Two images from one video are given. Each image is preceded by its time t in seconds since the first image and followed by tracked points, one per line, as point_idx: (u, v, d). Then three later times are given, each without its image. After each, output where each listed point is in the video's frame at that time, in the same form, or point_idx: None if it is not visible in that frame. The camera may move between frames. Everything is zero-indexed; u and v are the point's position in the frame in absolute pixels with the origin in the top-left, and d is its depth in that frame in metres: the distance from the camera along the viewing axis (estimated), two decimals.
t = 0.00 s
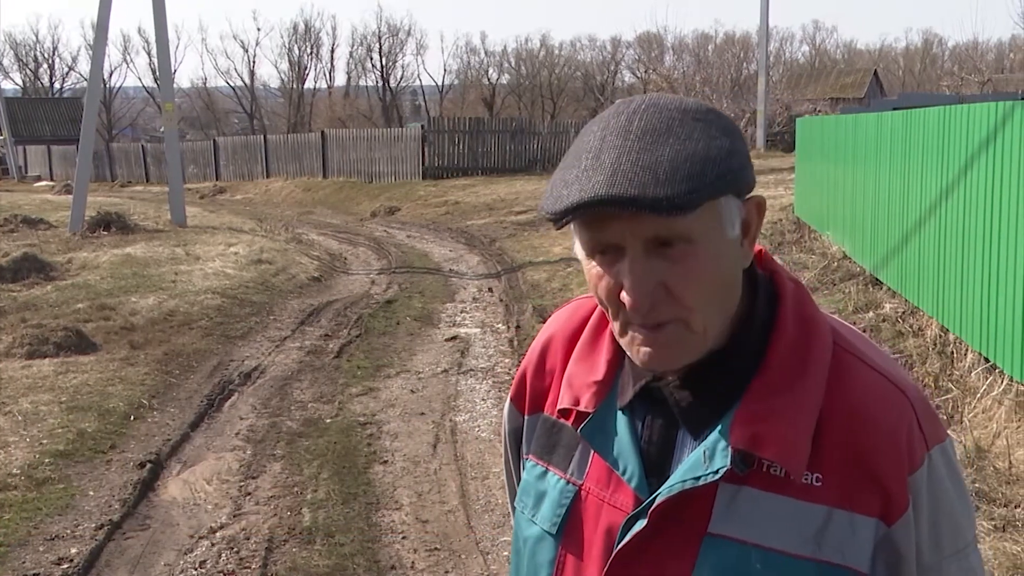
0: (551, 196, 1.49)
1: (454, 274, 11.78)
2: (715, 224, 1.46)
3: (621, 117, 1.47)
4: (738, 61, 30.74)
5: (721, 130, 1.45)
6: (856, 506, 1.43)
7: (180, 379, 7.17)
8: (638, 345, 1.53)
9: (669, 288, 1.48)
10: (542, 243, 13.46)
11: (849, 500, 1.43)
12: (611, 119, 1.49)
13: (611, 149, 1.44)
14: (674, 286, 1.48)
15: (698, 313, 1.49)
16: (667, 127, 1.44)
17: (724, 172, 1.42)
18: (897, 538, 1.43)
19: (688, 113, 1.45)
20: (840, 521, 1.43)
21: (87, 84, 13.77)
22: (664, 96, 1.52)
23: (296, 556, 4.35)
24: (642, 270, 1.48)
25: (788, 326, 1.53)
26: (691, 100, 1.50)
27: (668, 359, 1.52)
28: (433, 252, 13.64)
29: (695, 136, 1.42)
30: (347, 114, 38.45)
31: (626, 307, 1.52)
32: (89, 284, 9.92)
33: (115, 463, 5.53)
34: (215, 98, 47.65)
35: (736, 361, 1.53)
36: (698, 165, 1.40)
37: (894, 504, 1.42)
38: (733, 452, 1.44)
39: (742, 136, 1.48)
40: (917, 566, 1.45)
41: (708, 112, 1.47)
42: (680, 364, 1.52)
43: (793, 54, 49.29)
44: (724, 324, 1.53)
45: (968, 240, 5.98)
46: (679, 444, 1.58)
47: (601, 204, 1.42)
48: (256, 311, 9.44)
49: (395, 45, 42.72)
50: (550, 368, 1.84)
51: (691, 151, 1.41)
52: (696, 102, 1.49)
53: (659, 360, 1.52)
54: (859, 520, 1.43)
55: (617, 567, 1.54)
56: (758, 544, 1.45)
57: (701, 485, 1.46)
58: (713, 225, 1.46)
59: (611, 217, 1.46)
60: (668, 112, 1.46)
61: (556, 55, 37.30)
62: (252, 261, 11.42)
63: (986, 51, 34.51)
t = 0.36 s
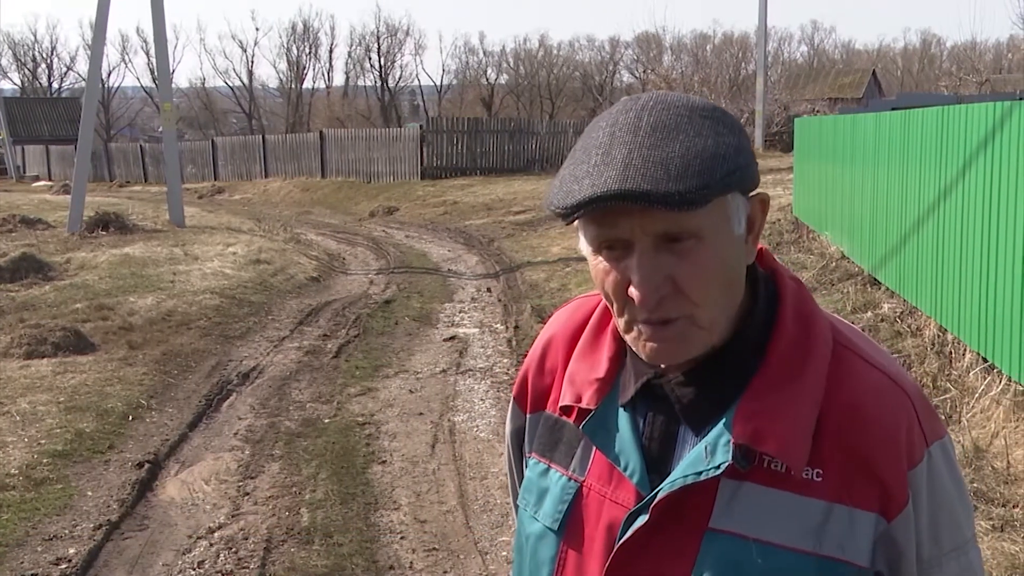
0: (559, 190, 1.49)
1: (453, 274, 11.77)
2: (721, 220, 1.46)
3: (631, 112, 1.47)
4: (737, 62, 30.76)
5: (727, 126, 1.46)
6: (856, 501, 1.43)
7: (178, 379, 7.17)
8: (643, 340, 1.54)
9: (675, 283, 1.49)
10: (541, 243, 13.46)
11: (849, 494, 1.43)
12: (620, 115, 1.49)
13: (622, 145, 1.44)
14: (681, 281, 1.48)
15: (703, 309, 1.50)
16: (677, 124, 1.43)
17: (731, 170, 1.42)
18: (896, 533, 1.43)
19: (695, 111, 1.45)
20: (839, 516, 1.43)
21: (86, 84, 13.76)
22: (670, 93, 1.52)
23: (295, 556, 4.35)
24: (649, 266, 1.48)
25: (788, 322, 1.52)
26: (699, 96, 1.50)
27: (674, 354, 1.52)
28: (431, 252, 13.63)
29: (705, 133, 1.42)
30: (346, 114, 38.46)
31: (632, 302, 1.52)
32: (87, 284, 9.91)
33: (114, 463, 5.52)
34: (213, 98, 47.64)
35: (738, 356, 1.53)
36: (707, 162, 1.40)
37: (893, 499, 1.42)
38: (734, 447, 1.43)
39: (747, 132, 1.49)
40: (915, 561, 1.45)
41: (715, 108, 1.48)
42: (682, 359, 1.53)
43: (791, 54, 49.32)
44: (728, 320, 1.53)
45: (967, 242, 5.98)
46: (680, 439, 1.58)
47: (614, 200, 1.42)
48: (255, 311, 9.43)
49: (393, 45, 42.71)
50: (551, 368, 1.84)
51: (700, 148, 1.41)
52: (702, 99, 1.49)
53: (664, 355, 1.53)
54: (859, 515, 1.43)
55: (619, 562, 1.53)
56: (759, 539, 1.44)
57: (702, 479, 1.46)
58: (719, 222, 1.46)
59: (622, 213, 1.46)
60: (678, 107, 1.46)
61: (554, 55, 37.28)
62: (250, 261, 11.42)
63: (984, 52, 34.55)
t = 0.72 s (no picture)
0: (549, 188, 1.50)
1: (450, 274, 11.77)
2: (711, 218, 1.46)
3: (622, 112, 1.47)
4: (733, 62, 30.78)
5: (720, 127, 1.45)
6: (852, 492, 1.43)
7: (175, 379, 7.16)
8: (633, 335, 1.54)
9: (661, 280, 1.48)
10: (538, 243, 13.46)
11: (845, 486, 1.43)
12: (613, 114, 1.49)
13: (609, 145, 1.44)
14: (667, 279, 1.48)
15: (690, 306, 1.50)
16: (667, 124, 1.44)
17: (719, 169, 1.42)
18: (891, 525, 1.44)
19: (688, 111, 1.45)
20: (835, 507, 1.43)
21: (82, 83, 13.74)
22: (668, 93, 1.52)
23: (292, 556, 4.35)
24: (636, 262, 1.48)
25: (785, 317, 1.53)
26: (696, 97, 1.50)
27: (661, 350, 1.52)
28: (428, 252, 13.63)
29: (693, 135, 1.42)
30: (343, 114, 38.44)
31: (620, 298, 1.52)
32: (84, 284, 9.91)
33: (111, 463, 5.52)
34: (210, 99, 47.62)
35: (732, 352, 1.53)
36: (693, 163, 1.40)
37: (888, 491, 1.42)
38: (731, 438, 1.44)
39: (742, 134, 1.48)
40: (909, 554, 1.45)
41: (711, 109, 1.47)
42: (673, 355, 1.53)
43: (788, 54, 49.40)
44: (719, 317, 1.53)
45: (963, 242, 6.00)
46: (679, 432, 1.58)
47: (596, 200, 1.43)
48: (251, 312, 9.42)
49: (390, 44, 42.71)
50: (552, 366, 1.84)
51: (686, 149, 1.41)
52: (699, 99, 1.49)
53: (652, 350, 1.53)
54: (854, 506, 1.43)
55: (617, 551, 1.53)
56: (755, 529, 1.44)
57: (699, 469, 1.46)
58: (709, 219, 1.46)
59: (607, 211, 1.46)
60: (670, 108, 1.46)
61: (551, 55, 37.29)
62: (247, 261, 11.41)
63: (979, 52, 34.63)
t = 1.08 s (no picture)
0: (541, 197, 1.50)
1: (447, 274, 11.77)
2: (705, 225, 1.46)
3: (617, 118, 1.47)
4: (730, 62, 30.83)
5: (716, 134, 1.44)
6: (849, 498, 1.43)
7: (172, 379, 7.16)
8: (626, 341, 1.55)
9: (653, 288, 1.49)
10: (534, 243, 13.47)
11: (841, 491, 1.44)
12: (607, 120, 1.49)
13: (601, 154, 1.44)
14: (659, 286, 1.48)
15: (684, 314, 1.50)
16: (659, 132, 1.44)
17: (711, 179, 1.42)
18: (888, 530, 1.44)
19: (683, 118, 1.45)
20: (832, 513, 1.43)
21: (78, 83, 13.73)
22: (666, 97, 1.51)
23: (288, 557, 4.35)
24: (627, 270, 1.49)
25: (782, 319, 1.53)
26: (693, 101, 1.49)
27: (655, 356, 1.52)
28: (425, 252, 13.63)
29: (686, 146, 1.42)
30: (339, 114, 38.42)
31: (613, 304, 1.53)
32: (80, 284, 9.89)
33: (107, 463, 5.52)
34: (207, 98, 47.55)
35: (727, 358, 1.54)
36: (683, 174, 1.40)
37: (887, 496, 1.43)
38: (728, 445, 1.44)
39: (740, 139, 1.47)
40: (906, 559, 1.46)
41: (707, 113, 1.46)
42: (667, 360, 1.53)
43: (784, 55, 49.47)
44: (713, 323, 1.53)
45: (959, 244, 6.01)
46: (675, 437, 1.58)
47: (584, 212, 1.43)
48: (248, 312, 9.42)
49: (387, 45, 42.69)
50: (548, 368, 1.85)
51: (678, 160, 1.41)
52: (696, 104, 1.48)
53: (645, 355, 1.53)
54: (851, 511, 1.43)
55: (613, 557, 1.54)
56: (752, 535, 1.45)
57: (697, 476, 1.46)
58: (701, 228, 1.46)
59: (598, 221, 1.46)
60: (664, 116, 1.45)
61: (548, 55, 37.34)
62: (244, 261, 11.40)
63: (975, 53, 34.74)
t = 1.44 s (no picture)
0: (523, 199, 1.51)
1: (444, 274, 11.77)
2: (685, 228, 1.46)
3: (598, 120, 1.48)
4: (727, 62, 30.87)
5: (697, 136, 1.44)
6: (836, 497, 1.43)
7: (168, 379, 7.16)
8: (610, 340, 1.55)
9: (635, 290, 1.49)
10: (532, 243, 13.47)
11: (830, 490, 1.44)
12: (589, 122, 1.50)
13: (581, 156, 1.45)
14: (640, 288, 1.49)
15: (666, 315, 1.51)
16: (639, 133, 1.44)
17: (693, 181, 1.42)
18: (876, 527, 1.44)
19: (664, 119, 1.45)
20: (820, 512, 1.43)
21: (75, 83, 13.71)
22: (648, 98, 1.51)
23: (286, 557, 4.35)
24: (609, 272, 1.49)
25: (770, 318, 1.54)
26: (676, 104, 1.49)
27: (638, 357, 1.53)
28: (422, 252, 13.63)
29: (665, 145, 1.42)
30: (337, 114, 38.42)
31: (596, 306, 1.53)
32: (77, 284, 9.88)
33: (104, 463, 5.51)
34: (204, 98, 47.53)
35: (713, 358, 1.54)
36: (662, 175, 1.40)
37: (873, 494, 1.43)
38: (715, 445, 1.44)
39: (722, 140, 1.47)
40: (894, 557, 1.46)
41: (688, 114, 1.46)
42: (651, 360, 1.54)
43: (781, 54, 49.55)
44: (698, 324, 1.54)
45: (956, 246, 6.02)
46: (663, 438, 1.58)
47: (561, 216, 1.43)
48: (245, 312, 9.41)
49: (384, 44, 42.70)
50: (537, 368, 1.85)
51: (657, 161, 1.41)
52: (677, 106, 1.48)
53: (629, 356, 1.53)
54: (839, 510, 1.43)
55: (602, 557, 1.54)
56: (741, 534, 1.45)
57: (685, 476, 1.46)
58: (683, 229, 1.46)
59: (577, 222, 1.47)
60: (645, 119, 1.46)
61: (546, 55, 37.37)
62: (241, 261, 11.39)
63: (971, 54, 34.84)
